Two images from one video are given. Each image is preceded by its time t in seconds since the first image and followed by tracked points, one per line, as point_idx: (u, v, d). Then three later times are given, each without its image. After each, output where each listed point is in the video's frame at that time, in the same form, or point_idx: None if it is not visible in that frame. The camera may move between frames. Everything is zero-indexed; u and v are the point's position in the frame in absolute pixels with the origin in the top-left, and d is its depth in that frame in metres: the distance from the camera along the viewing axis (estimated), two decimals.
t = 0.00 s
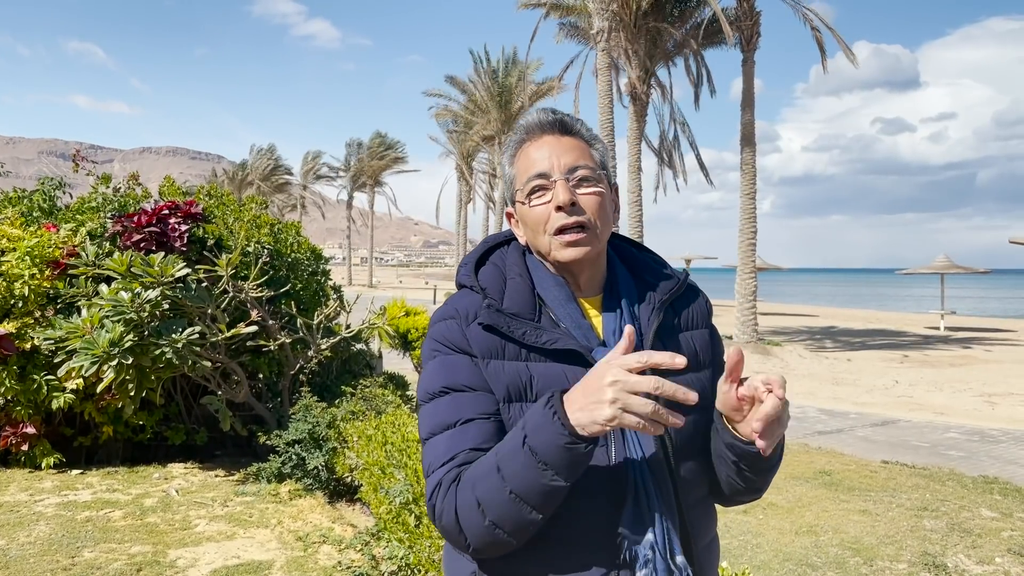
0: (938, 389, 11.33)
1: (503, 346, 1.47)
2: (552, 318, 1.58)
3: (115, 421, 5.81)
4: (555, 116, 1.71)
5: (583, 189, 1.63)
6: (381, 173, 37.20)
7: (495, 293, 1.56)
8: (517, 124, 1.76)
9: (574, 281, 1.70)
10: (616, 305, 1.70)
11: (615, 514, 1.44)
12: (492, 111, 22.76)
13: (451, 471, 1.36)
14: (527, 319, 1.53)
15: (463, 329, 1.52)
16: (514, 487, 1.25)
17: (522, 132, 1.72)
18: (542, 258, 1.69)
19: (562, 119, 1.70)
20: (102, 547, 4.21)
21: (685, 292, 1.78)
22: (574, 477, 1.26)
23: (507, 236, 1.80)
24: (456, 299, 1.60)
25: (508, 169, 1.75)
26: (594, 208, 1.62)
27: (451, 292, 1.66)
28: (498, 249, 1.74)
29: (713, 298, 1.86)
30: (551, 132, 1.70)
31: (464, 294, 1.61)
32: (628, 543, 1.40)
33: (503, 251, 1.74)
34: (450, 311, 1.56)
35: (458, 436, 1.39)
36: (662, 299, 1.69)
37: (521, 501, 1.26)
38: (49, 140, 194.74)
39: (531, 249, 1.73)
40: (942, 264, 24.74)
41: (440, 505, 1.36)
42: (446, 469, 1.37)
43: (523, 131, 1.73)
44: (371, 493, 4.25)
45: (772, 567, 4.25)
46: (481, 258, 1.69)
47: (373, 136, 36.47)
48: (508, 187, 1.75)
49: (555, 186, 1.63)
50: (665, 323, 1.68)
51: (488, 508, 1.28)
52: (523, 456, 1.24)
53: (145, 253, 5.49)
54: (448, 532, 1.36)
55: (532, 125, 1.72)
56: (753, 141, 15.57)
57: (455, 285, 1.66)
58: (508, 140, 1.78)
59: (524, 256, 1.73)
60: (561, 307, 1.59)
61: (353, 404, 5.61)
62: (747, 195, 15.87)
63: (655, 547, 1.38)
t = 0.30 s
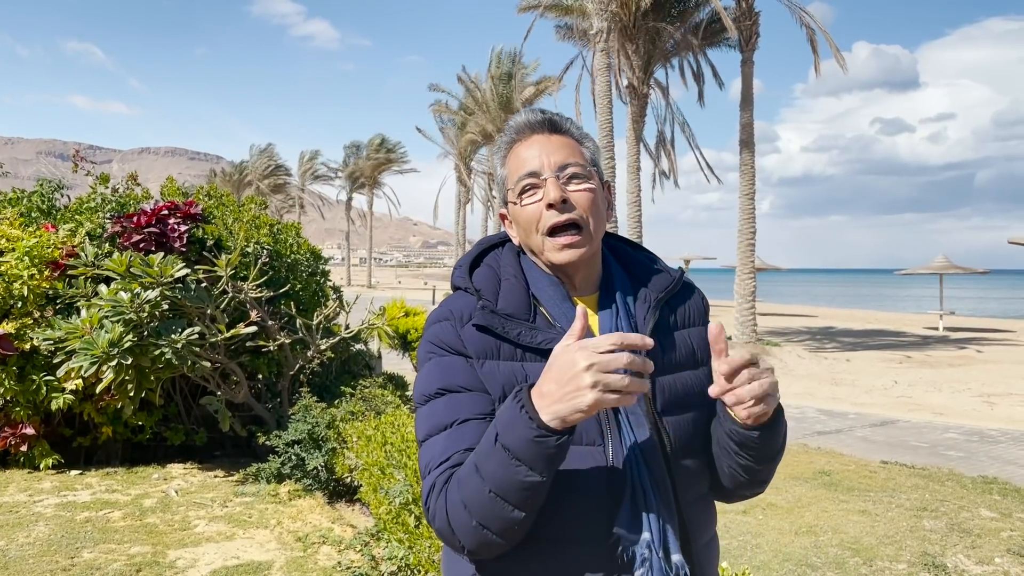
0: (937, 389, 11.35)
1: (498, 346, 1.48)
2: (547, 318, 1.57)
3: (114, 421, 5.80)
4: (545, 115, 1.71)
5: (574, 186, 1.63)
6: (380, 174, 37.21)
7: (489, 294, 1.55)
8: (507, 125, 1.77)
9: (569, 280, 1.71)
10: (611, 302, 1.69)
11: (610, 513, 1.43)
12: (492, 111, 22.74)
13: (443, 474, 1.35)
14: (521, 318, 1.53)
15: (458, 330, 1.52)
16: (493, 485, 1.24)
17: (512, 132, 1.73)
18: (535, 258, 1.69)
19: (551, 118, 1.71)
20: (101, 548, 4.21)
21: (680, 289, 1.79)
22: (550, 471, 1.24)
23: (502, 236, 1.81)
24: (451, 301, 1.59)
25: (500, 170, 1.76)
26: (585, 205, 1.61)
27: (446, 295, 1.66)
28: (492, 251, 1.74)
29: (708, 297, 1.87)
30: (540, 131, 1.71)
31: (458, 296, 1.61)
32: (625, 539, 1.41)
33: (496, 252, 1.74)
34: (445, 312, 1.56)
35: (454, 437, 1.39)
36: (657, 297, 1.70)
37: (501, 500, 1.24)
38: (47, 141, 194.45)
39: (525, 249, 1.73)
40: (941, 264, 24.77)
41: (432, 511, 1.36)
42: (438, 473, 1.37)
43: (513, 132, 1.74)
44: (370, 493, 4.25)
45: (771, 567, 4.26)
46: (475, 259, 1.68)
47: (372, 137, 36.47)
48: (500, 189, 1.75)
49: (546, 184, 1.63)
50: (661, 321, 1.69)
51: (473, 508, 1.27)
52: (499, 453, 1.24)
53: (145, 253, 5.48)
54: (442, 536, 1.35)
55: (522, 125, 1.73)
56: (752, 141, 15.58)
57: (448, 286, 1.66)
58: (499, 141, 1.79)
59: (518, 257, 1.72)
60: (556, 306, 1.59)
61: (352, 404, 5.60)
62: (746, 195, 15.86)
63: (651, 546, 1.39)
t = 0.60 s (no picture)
0: (936, 389, 11.36)
1: (485, 348, 1.47)
2: (537, 320, 1.57)
3: (112, 422, 5.80)
4: (533, 115, 1.72)
5: (565, 185, 1.63)
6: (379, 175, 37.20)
7: (478, 296, 1.55)
8: (495, 126, 1.77)
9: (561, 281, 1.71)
10: (602, 302, 1.69)
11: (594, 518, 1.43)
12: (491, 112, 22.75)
13: (428, 478, 1.36)
14: (510, 320, 1.52)
15: (445, 331, 1.52)
16: (465, 494, 1.25)
17: (501, 133, 1.73)
18: (527, 259, 1.69)
19: (540, 116, 1.71)
20: (100, 549, 4.20)
21: (675, 290, 1.78)
22: (518, 478, 1.22)
23: (494, 237, 1.81)
24: (441, 302, 1.59)
25: (489, 171, 1.76)
26: (576, 204, 1.62)
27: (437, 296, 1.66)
28: (484, 252, 1.74)
29: (706, 296, 1.87)
30: (529, 131, 1.71)
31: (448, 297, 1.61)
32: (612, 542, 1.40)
33: (487, 253, 1.74)
34: (433, 314, 1.56)
35: (440, 440, 1.40)
36: (650, 296, 1.69)
37: (472, 507, 1.25)
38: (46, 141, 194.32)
39: (517, 249, 1.72)
40: (940, 265, 24.79)
41: (418, 514, 1.37)
42: (425, 476, 1.38)
43: (502, 132, 1.74)
44: (369, 494, 4.24)
45: (770, 567, 4.26)
46: (465, 261, 1.68)
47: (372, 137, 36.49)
48: (490, 189, 1.75)
49: (536, 184, 1.63)
50: (654, 321, 1.68)
51: (451, 514, 1.27)
52: (468, 462, 1.24)
53: (143, 254, 5.47)
54: (429, 540, 1.37)
55: (511, 125, 1.74)
56: (751, 142, 15.59)
57: (438, 288, 1.66)
58: (488, 142, 1.79)
59: (509, 257, 1.72)
60: (546, 306, 1.58)
61: (351, 405, 5.60)
62: (745, 195, 15.86)
63: (638, 549, 1.39)
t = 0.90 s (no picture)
0: (935, 390, 11.37)
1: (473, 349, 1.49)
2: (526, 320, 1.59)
3: (111, 422, 5.80)
4: (524, 115, 1.72)
5: (554, 185, 1.64)
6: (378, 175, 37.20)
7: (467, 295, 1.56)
8: (486, 126, 1.78)
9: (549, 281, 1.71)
10: (592, 304, 1.71)
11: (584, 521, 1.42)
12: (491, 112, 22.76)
13: (415, 480, 1.36)
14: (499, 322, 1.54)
15: (434, 334, 1.53)
16: (447, 490, 1.25)
17: (491, 133, 1.74)
18: (515, 259, 1.69)
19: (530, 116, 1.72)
20: (99, 549, 4.21)
21: (665, 288, 1.79)
22: (495, 468, 1.22)
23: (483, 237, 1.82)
24: (429, 303, 1.60)
25: (480, 171, 1.76)
26: (567, 205, 1.62)
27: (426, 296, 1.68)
28: (472, 252, 1.75)
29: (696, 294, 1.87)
30: (519, 131, 1.72)
31: (436, 297, 1.62)
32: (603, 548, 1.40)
33: (476, 252, 1.75)
34: (421, 316, 1.58)
35: (426, 443, 1.40)
36: (641, 296, 1.70)
37: (454, 502, 1.25)
38: (45, 141, 194.22)
39: (505, 249, 1.73)
40: (939, 265, 24.80)
41: (405, 518, 1.37)
42: (412, 479, 1.38)
43: (492, 131, 1.75)
44: (368, 494, 4.24)
45: (769, 567, 4.27)
46: (454, 260, 1.68)
47: (371, 138, 36.49)
48: (480, 189, 1.76)
49: (526, 183, 1.63)
50: (645, 321, 1.69)
51: (435, 514, 1.27)
52: (447, 457, 1.24)
53: (142, 254, 5.46)
54: (416, 544, 1.37)
55: (502, 125, 1.74)
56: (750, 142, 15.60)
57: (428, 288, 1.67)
58: (479, 142, 1.79)
59: (498, 257, 1.74)
60: (539, 308, 1.62)
61: (350, 405, 5.60)
62: (744, 196, 15.85)
63: (630, 554, 1.40)
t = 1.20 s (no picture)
0: (934, 390, 11.38)
1: (461, 355, 1.50)
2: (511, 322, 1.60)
3: (110, 423, 5.80)
4: (508, 112, 1.72)
5: (539, 187, 1.64)
6: (377, 175, 37.20)
7: (451, 299, 1.57)
8: (468, 123, 1.77)
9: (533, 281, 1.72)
10: (577, 306, 1.73)
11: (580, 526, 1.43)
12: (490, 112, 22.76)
13: (403, 490, 1.36)
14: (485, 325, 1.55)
15: (420, 338, 1.54)
16: (443, 503, 1.25)
17: (473, 130, 1.74)
18: (499, 260, 1.70)
19: (514, 114, 1.72)
20: (98, 549, 4.21)
21: (648, 289, 1.81)
22: (489, 481, 1.22)
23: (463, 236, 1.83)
24: (413, 306, 1.60)
25: (462, 169, 1.76)
26: (552, 206, 1.64)
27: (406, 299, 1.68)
28: (452, 251, 1.76)
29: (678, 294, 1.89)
30: (503, 129, 1.72)
31: (419, 300, 1.62)
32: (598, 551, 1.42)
33: (457, 252, 1.75)
34: (406, 319, 1.58)
35: (413, 451, 1.40)
36: (625, 298, 1.73)
37: (450, 514, 1.25)
38: (44, 141, 194.02)
39: (488, 249, 1.73)
40: (938, 266, 24.82)
41: (394, 528, 1.36)
42: (400, 487, 1.37)
43: (475, 128, 1.74)
44: (367, 494, 4.25)
45: (767, 567, 4.28)
46: (436, 261, 1.69)
47: (370, 138, 36.50)
48: (463, 188, 1.76)
49: (511, 184, 1.64)
50: (630, 322, 1.71)
51: (429, 525, 1.27)
52: (443, 469, 1.24)
53: (141, 254, 5.46)
54: (405, 554, 1.37)
55: (485, 123, 1.74)
56: (749, 142, 15.61)
57: (410, 288, 1.67)
58: (461, 139, 1.79)
59: (479, 258, 1.74)
60: (523, 309, 1.61)
61: (349, 405, 5.60)
62: (743, 196, 15.86)
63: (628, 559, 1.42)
